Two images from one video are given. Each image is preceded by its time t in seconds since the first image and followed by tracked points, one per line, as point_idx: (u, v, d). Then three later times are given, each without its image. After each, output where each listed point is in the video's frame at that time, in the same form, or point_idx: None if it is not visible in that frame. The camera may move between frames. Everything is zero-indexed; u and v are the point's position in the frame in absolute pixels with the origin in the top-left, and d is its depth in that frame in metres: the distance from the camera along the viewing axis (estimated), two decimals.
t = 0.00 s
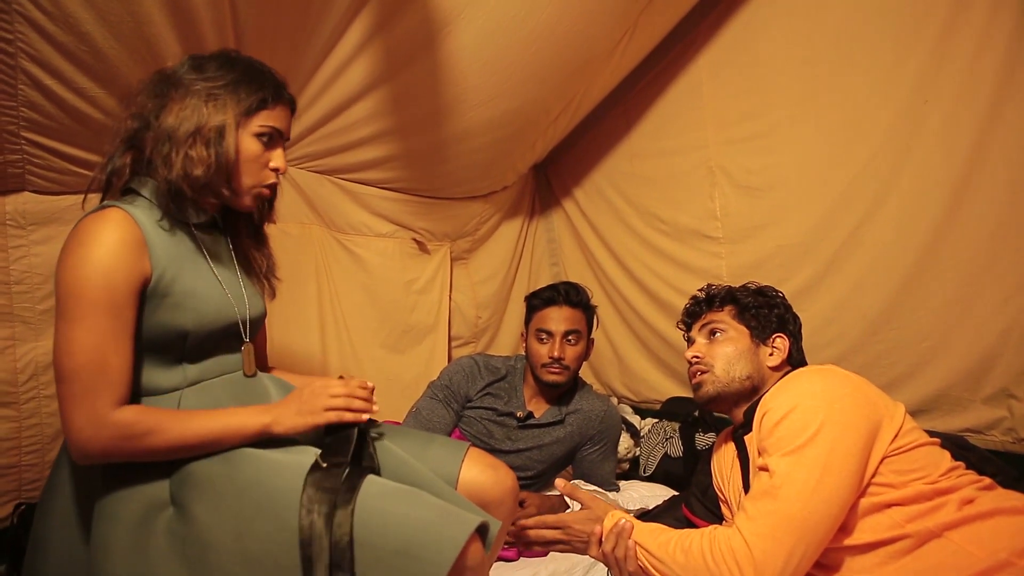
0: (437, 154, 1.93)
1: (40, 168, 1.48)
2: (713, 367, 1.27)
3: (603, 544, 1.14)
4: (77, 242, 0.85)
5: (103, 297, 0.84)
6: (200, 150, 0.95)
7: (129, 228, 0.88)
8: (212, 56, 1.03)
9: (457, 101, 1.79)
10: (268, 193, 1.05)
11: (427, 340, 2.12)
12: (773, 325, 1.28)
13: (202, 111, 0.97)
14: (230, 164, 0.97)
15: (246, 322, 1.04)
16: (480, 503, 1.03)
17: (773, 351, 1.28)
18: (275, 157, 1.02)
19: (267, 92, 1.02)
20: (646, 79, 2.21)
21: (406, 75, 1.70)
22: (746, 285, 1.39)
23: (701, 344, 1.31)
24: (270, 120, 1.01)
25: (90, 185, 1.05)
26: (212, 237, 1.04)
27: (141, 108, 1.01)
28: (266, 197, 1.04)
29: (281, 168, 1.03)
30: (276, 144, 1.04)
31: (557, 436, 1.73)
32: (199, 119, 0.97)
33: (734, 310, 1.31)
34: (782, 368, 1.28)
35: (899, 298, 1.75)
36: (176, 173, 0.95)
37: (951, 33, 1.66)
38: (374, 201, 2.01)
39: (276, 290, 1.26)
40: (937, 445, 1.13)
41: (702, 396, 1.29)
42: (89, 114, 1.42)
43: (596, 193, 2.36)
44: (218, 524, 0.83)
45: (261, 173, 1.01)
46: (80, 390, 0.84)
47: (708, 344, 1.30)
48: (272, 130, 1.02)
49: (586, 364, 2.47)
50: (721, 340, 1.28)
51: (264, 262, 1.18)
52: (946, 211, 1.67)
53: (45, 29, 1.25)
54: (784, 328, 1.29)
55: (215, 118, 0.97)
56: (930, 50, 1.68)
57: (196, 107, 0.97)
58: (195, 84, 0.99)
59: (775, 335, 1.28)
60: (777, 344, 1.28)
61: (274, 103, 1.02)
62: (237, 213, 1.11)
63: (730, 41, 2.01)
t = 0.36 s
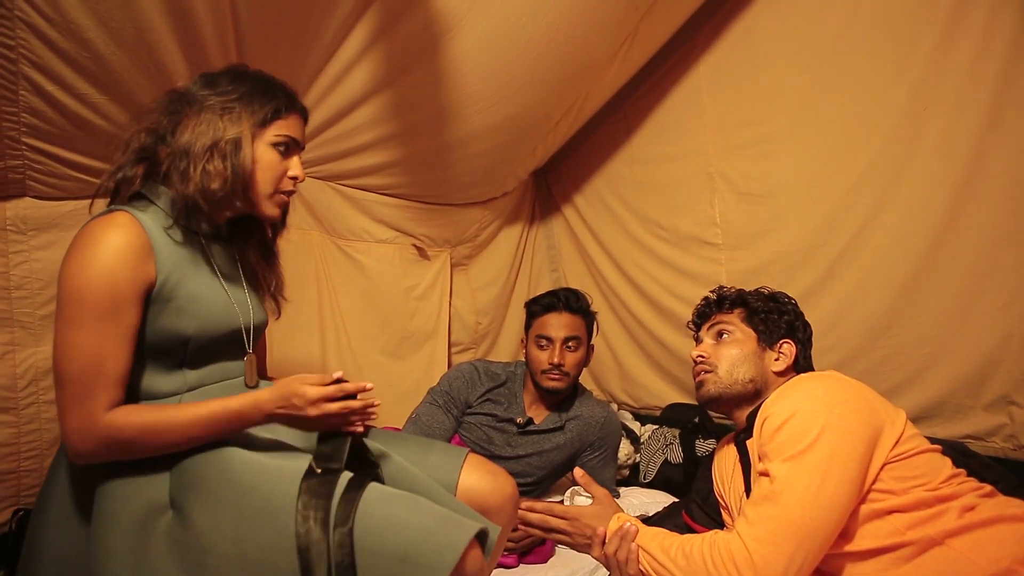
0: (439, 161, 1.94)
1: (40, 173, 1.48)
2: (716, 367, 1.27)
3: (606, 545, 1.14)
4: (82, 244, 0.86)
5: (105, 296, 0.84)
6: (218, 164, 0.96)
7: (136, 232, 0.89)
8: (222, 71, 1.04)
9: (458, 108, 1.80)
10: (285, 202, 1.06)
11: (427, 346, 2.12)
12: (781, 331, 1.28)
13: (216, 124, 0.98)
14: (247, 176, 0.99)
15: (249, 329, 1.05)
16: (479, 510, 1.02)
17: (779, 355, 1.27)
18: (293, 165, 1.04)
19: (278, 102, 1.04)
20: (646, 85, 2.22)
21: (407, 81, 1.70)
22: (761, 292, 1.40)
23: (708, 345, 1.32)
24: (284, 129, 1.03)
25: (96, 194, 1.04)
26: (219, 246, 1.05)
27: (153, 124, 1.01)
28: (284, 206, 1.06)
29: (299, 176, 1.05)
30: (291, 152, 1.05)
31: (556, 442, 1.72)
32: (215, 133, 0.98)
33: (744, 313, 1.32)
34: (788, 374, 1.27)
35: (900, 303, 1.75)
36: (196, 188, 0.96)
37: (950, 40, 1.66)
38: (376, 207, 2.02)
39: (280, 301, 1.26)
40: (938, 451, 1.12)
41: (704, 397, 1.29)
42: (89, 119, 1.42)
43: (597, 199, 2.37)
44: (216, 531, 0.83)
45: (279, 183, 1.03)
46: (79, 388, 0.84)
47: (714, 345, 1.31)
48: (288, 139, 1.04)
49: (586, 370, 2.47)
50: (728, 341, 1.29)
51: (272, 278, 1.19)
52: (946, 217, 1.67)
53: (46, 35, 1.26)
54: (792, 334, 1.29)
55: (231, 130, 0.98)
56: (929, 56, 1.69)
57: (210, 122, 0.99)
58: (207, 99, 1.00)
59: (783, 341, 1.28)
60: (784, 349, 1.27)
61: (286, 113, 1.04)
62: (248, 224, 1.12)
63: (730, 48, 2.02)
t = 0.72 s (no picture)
0: (440, 157, 1.93)
1: (41, 169, 1.48)
2: (717, 366, 1.27)
3: (605, 544, 1.14)
4: (88, 238, 0.85)
5: (111, 291, 0.84)
6: (214, 156, 0.96)
7: (141, 227, 0.89)
8: (224, 64, 1.05)
9: (459, 104, 1.79)
10: (288, 195, 1.06)
11: (428, 343, 2.12)
12: (782, 329, 1.28)
13: (216, 116, 0.98)
14: (244, 168, 0.98)
15: (253, 325, 1.04)
16: (481, 507, 1.02)
17: (780, 354, 1.27)
18: (295, 157, 1.04)
19: (279, 94, 1.03)
20: (648, 82, 2.21)
21: (408, 78, 1.69)
22: (762, 289, 1.39)
23: (709, 343, 1.32)
24: (284, 121, 1.02)
25: (103, 191, 1.05)
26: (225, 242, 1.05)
27: (157, 118, 1.02)
28: (286, 200, 1.05)
29: (300, 168, 1.04)
30: (293, 145, 1.05)
31: (557, 439, 1.72)
32: (212, 125, 0.98)
33: (745, 311, 1.32)
34: (789, 372, 1.27)
35: (901, 302, 1.75)
36: (193, 179, 0.96)
37: (953, 37, 1.66)
38: (377, 204, 2.01)
39: (286, 297, 1.25)
40: (939, 449, 1.12)
41: (705, 395, 1.29)
42: (90, 114, 1.42)
43: (598, 197, 2.36)
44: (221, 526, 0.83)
45: (281, 175, 1.02)
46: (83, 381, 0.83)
47: (715, 343, 1.30)
48: (289, 131, 1.03)
49: (587, 368, 2.47)
50: (728, 340, 1.29)
51: (277, 275, 1.19)
52: (947, 215, 1.67)
53: (47, 30, 1.25)
54: (793, 333, 1.29)
55: (230, 122, 0.98)
56: (932, 54, 1.69)
57: (211, 114, 0.98)
58: (208, 92, 1.01)
59: (783, 340, 1.27)
60: (785, 347, 1.27)
61: (287, 105, 1.04)
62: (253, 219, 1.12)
63: (732, 46, 2.01)
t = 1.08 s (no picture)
0: (440, 155, 1.93)
1: (40, 167, 1.47)
2: (717, 361, 1.27)
3: (611, 538, 1.13)
4: (87, 237, 0.85)
5: (107, 292, 0.83)
6: (214, 156, 0.97)
7: (139, 228, 0.89)
8: (227, 61, 1.04)
9: (458, 102, 1.79)
10: (286, 196, 1.06)
11: (428, 340, 2.12)
12: (783, 326, 1.28)
13: (216, 115, 0.98)
14: (242, 168, 0.98)
15: (252, 324, 1.05)
16: (481, 506, 1.02)
17: (780, 350, 1.27)
18: (293, 160, 1.04)
19: (280, 95, 1.03)
20: (648, 79, 2.21)
21: (407, 75, 1.69)
22: (764, 287, 1.39)
23: (710, 338, 1.32)
24: (284, 123, 1.02)
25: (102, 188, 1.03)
26: (224, 242, 1.05)
27: (159, 114, 1.02)
28: (283, 200, 1.06)
29: (298, 172, 1.04)
30: (292, 146, 1.05)
31: (558, 436, 1.72)
32: (214, 124, 0.97)
33: (746, 308, 1.32)
34: (789, 369, 1.28)
35: (901, 299, 1.75)
36: (193, 180, 0.96)
37: (953, 34, 1.65)
38: (376, 201, 2.01)
39: (284, 293, 1.26)
40: (938, 447, 1.12)
41: (705, 390, 1.29)
42: (89, 112, 1.42)
43: (598, 194, 2.36)
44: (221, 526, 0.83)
45: (279, 177, 1.03)
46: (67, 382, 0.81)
47: (716, 338, 1.30)
48: (289, 132, 1.03)
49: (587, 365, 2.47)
50: (729, 335, 1.29)
51: (274, 272, 1.19)
52: (947, 213, 1.67)
53: (46, 28, 1.25)
54: (793, 330, 1.29)
55: (231, 122, 0.98)
56: (931, 52, 1.68)
57: (211, 113, 0.98)
58: (209, 90, 1.00)
59: (784, 336, 1.27)
60: (785, 344, 1.27)
61: (288, 106, 1.04)
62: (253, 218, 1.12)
63: (732, 42, 2.01)
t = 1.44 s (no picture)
0: (441, 152, 1.93)
1: (41, 164, 1.47)
2: (719, 357, 1.28)
3: (614, 532, 1.15)
4: (88, 234, 0.85)
5: (106, 296, 0.84)
6: (233, 151, 0.97)
7: (145, 225, 0.89)
8: (233, 56, 1.04)
9: (459, 98, 1.79)
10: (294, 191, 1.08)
11: (429, 337, 2.12)
12: (785, 322, 1.29)
13: (230, 110, 0.98)
14: (261, 162, 0.99)
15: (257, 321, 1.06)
16: (483, 501, 1.03)
17: (782, 346, 1.27)
18: (303, 154, 1.05)
19: (292, 90, 1.04)
20: (648, 76, 2.21)
21: (408, 72, 1.69)
22: (766, 283, 1.39)
23: (712, 334, 1.32)
24: (295, 118, 1.04)
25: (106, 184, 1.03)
26: (227, 238, 1.05)
27: (163, 109, 1.01)
28: (291, 195, 1.07)
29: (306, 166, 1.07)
30: (301, 141, 1.06)
31: (559, 432, 1.72)
32: (228, 120, 0.98)
33: (748, 304, 1.32)
34: (791, 365, 1.28)
35: (901, 295, 1.75)
36: (210, 175, 0.96)
37: (955, 29, 1.65)
38: (377, 198, 2.01)
39: (286, 288, 1.26)
40: (940, 442, 1.12)
41: (706, 386, 1.29)
42: (89, 109, 1.42)
43: (598, 191, 2.36)
44: (221, 522, 0.83)
45: (290, 171, 1.04)
46: (57, 375, 0.83)
47: (717, 335, 1.31)
48: (299, 127, 1.05)
49: (588, 361, 2.48)
50: (731, 332, 1.29)
51: (276, 266, 1.20)
52: (948, 208, 1.67)
53: (46, 25, 1.25)
54: (795, 326, 1.29)
55: (246, 117, 0.99)
56: (933, 47, 1.68)
57: (224, 108, 0.98)
58: (218, 85, 1.00)
59: (785, 332, 1.28)
60: (787, 340, 1.27)
61: (299, 102, 1.05)
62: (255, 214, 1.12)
63: (733, 38, 2.01)
